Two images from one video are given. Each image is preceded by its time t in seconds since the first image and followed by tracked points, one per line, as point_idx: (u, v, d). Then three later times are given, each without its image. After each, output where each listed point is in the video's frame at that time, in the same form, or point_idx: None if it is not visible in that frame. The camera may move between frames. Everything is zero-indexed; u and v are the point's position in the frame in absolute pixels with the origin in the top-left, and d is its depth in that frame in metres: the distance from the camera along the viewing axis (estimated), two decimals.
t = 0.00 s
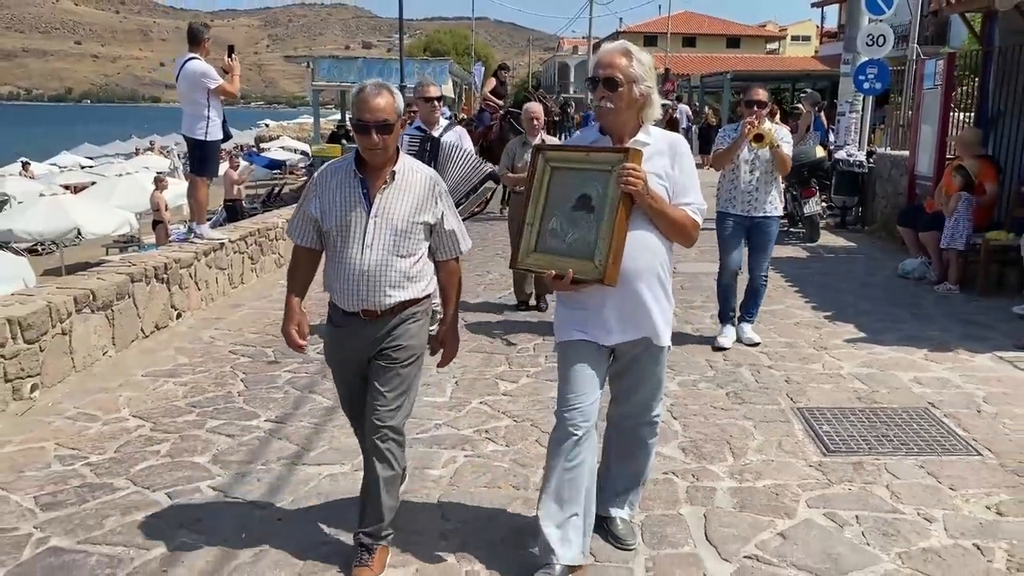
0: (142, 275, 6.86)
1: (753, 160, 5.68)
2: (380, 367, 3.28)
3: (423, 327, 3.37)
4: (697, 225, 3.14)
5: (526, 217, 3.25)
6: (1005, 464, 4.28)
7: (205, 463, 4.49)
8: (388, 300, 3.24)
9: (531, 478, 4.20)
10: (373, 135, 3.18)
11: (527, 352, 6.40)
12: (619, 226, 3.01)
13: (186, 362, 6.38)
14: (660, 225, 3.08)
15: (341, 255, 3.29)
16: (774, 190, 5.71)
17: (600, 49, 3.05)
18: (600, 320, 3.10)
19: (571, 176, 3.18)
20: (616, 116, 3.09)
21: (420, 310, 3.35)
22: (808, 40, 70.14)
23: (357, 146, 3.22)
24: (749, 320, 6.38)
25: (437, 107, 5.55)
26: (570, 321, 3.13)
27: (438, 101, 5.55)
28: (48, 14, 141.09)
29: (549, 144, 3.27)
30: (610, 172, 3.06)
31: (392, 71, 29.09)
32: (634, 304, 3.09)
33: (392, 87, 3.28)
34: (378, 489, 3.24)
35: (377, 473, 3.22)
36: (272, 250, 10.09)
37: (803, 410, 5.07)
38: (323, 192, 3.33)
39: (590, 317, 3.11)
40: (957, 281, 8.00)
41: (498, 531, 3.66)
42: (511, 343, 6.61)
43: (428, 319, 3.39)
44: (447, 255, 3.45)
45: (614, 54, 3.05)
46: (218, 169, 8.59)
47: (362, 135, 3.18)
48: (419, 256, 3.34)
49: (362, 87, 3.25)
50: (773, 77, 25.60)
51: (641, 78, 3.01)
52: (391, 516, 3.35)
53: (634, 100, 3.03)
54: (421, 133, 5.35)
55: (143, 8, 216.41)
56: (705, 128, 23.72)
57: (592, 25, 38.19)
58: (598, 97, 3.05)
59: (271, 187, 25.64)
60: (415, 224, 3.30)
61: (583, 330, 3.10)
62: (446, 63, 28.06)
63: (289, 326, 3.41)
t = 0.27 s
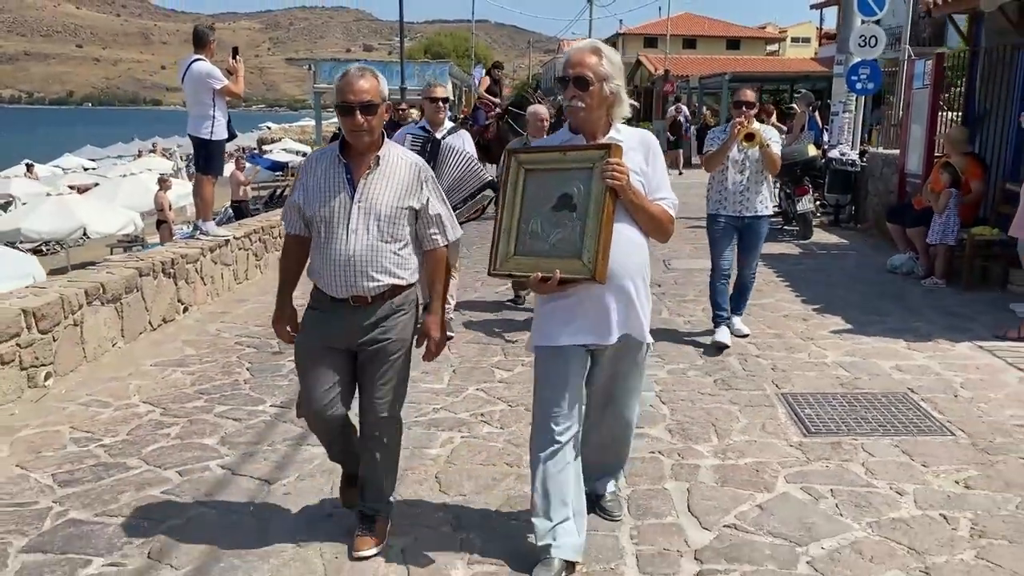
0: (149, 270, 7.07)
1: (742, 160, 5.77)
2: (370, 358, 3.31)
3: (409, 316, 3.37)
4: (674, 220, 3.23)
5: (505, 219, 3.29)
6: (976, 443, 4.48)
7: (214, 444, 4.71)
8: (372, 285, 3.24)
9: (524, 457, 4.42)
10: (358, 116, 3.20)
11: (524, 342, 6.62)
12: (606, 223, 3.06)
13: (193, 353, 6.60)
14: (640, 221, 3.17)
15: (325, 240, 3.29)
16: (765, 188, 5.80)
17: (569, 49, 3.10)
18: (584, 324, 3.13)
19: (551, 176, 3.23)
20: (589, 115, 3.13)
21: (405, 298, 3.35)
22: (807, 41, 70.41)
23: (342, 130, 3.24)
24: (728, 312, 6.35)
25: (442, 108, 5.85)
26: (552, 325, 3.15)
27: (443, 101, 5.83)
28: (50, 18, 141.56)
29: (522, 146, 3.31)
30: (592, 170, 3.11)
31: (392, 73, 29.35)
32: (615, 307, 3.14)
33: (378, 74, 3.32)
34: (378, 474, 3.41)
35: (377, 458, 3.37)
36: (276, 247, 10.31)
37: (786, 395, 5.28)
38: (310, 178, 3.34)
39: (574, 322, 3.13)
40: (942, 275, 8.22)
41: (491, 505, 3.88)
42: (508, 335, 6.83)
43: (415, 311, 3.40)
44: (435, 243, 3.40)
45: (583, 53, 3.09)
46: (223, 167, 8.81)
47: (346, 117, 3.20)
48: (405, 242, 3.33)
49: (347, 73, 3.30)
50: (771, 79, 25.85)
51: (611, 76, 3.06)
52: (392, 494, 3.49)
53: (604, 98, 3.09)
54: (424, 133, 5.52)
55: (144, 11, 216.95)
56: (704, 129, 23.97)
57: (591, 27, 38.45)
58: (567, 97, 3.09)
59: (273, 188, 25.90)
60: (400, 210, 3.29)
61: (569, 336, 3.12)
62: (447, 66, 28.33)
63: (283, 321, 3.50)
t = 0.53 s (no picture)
0: (158, 264, 7.33)
1: (724, 156, 5.99)
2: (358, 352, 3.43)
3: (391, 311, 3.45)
4: (646, 215, 3.24)
5: (473, 213, 3.25)
6: (945, 423, 4.74)
7: (223, 427, 4.96)
8: (353, 286, 3.31)
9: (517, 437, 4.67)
10: (330, 118, 3.25)
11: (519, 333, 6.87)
12: (581, 218, 3.06)
13: (201, 344, 6.85)
14: (613, 217, 3.18)
15: (305, 243, 3.36)
16: (746, 183, 6.03)
17: (542, 43, 3.09)
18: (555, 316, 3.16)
19: (524, 170, 3.20)
20: (561, 109, 3.13)
21: (386, 297, 3.42)
22: (805, 41, 70.70)
23: (316, 132, 3.30)
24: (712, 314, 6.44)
25: (443, 102, 6.11)
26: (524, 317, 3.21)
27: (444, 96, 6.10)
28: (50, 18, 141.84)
29: (494, 138, 3.26)
30: (567, 164, 3.09)
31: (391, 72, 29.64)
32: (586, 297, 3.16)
33: (351, 74, 3.36)
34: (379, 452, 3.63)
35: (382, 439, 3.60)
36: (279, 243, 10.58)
37: (768, 380, 5.54)
38: (287, 182, 3.40)
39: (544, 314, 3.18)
40: (926, 268, 8.45)
41: (485, 479, 4.13)
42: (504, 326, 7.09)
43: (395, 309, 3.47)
44: (413, 240, 3.47)
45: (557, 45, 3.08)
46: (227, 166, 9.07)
47: (319, 120, 3.26)
48: (384, 241, 3.39)
49: (319, 75, 3.34)
50: (766, 78, 26.15)
51: (586, 71, 3.07)
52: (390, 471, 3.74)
53: (578, 91, 3.09)
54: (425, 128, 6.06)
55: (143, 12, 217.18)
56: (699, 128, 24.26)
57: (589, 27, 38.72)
58: (542, 89, 3.08)
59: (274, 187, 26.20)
60: (378, 210, 3.35)
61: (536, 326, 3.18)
62: (446, 66, 28.61)
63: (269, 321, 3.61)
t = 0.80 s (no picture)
0: (173, 263, 7.58)
1: (712, 155, 6.05)
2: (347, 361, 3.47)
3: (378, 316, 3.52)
4: (648, 225, 3.23)
5: (477, 218, 3.33)
6: (929, 410, 4.99)
7: (243, 416, 5.21)
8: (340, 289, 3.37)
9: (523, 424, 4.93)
10: (311, 124, 3.34)
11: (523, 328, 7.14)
12: (576, 227, 3.08)
13: (216, 339, 7.11)
14: (614, 225, 3.17)
15: (289, 248, 3.41)
16: (734, 182, 6.08)
17: (553, 53, 3.17)
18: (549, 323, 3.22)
19: (527, 176, 3.24)
20: (569, 119, 3.17)
21: (372, 300, 3.48)
22: (802, 41, 71.01)
23: (298, 138, 3.38)
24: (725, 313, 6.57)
25: (444, 106, 6.33)
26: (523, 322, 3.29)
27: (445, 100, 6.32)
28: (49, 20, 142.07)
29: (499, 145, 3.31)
30: (565, 173, 3.12)
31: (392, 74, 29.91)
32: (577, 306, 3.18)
33: (332, 81, 3.44)
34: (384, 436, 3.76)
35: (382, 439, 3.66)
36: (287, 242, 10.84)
37: (762, 371, 5.80)
38: (268, 189, 3.45)
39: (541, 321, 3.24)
40: (917, 265, 8.71)
41: (494, 463, 4.38)
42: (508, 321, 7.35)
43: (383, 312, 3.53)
44: (397, 244, 3.53)
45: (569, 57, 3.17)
46: (238, 167, 9.33)
47: (300, 126, 3.34)
48: (368, 244, 3.45)
49: (299, 83, 3.42)
50: (762, 79, 26.45)
51: (594, 80, 3.14)
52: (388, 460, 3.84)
53: (592, 100, 3.17)
54: (428, 130, 6.35)
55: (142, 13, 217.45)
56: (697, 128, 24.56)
57: (587, 27, 38.99)
58: (557, 99, 3.14)
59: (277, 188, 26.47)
60: (361, 214, 3.41)
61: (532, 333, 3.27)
62: (446, 67, 28.88)
63: (248, 329, 3.65)
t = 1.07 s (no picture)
0: (187, 259, 7.79)
1: (708, 152, 6.19)
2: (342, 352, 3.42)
3: (379, 308, 3.50)
4: (668, 223, 3.23)
5: (495, 210, 3.42)
6: (920, 393, 5.22)
7: (262, 403, 5.44)
8: (344, 284, 3.36)
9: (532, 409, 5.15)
10: (316, 119, 3.30)
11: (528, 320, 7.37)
12: (587, 219, 3.12)
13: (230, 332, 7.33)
14: (628, 220, 3.18)
15: (292, 243, 3.40)
16: (730, 182, 6.19)
17: (582, 47, 3.22)
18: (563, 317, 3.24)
19: (544, 170, 3.33)
20: (595, 113, 3.22)
21: (374, 296, 3.48)
22: (798, 39, 71.28)
23: (302, 132, 3.34)
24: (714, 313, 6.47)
25: (434, 108, 6.44)
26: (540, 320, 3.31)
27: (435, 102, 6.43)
28: (44, 21, 142.00)
29: (522, 136, 3.42)
30: (580, 165, 3.18)
31: (390, 73, 30.12)
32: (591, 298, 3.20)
33: (336, 75, 3.41)
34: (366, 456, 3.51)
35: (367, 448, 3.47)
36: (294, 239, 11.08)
37: (759, 358, 6.03)
38: (270, 183, 3.42)
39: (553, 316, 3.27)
40: (911, 258, 8.93)
41: (506, 444, 4.60)
42: (513, 314, 7.58)
43: (386, 306, 3.54)
44: (398, 240, 3.59)
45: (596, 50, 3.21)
46: (247, 166, 9.55)
47: (305, 120, 3.30)
48: (372, 240, 3.46)
49: (306, 75, 3.39)
50: (759, 78, 26.68)
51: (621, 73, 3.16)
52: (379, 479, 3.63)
53: (617, 93, 3.20)
54: (422, 133, 6.50)
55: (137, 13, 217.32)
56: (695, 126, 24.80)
57: (584, 25, 39.18)
58: (586, 92, 3.17)
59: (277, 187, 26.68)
60: (366, 210, 3.42)
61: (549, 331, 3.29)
62: (445, 67, 29.08)
63: (224, 321, 3.55)
